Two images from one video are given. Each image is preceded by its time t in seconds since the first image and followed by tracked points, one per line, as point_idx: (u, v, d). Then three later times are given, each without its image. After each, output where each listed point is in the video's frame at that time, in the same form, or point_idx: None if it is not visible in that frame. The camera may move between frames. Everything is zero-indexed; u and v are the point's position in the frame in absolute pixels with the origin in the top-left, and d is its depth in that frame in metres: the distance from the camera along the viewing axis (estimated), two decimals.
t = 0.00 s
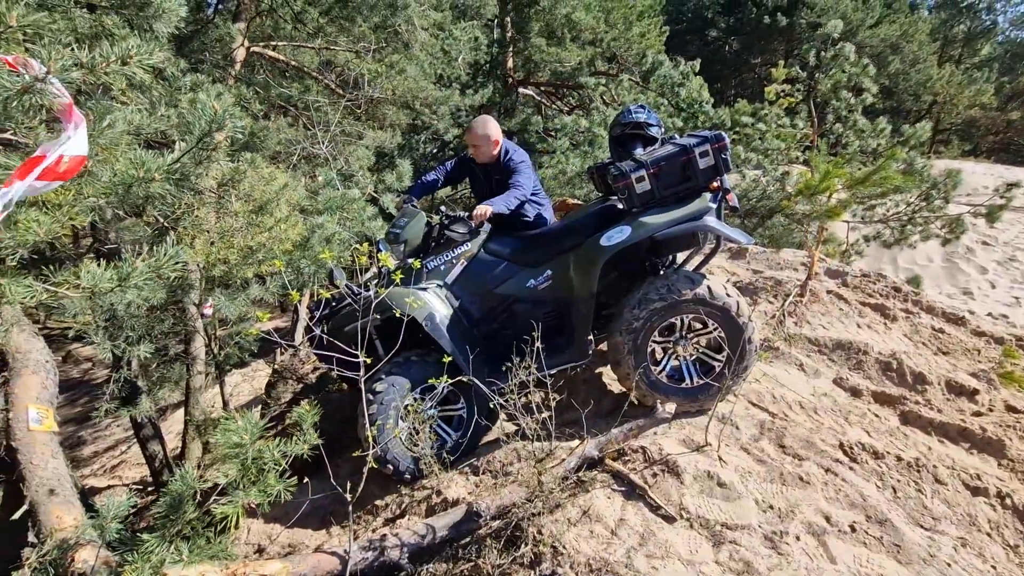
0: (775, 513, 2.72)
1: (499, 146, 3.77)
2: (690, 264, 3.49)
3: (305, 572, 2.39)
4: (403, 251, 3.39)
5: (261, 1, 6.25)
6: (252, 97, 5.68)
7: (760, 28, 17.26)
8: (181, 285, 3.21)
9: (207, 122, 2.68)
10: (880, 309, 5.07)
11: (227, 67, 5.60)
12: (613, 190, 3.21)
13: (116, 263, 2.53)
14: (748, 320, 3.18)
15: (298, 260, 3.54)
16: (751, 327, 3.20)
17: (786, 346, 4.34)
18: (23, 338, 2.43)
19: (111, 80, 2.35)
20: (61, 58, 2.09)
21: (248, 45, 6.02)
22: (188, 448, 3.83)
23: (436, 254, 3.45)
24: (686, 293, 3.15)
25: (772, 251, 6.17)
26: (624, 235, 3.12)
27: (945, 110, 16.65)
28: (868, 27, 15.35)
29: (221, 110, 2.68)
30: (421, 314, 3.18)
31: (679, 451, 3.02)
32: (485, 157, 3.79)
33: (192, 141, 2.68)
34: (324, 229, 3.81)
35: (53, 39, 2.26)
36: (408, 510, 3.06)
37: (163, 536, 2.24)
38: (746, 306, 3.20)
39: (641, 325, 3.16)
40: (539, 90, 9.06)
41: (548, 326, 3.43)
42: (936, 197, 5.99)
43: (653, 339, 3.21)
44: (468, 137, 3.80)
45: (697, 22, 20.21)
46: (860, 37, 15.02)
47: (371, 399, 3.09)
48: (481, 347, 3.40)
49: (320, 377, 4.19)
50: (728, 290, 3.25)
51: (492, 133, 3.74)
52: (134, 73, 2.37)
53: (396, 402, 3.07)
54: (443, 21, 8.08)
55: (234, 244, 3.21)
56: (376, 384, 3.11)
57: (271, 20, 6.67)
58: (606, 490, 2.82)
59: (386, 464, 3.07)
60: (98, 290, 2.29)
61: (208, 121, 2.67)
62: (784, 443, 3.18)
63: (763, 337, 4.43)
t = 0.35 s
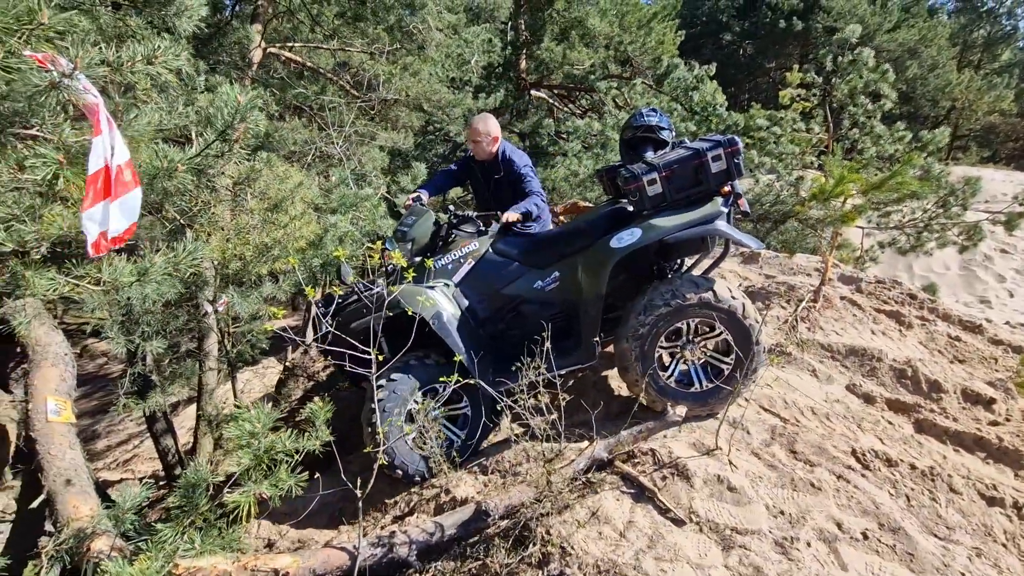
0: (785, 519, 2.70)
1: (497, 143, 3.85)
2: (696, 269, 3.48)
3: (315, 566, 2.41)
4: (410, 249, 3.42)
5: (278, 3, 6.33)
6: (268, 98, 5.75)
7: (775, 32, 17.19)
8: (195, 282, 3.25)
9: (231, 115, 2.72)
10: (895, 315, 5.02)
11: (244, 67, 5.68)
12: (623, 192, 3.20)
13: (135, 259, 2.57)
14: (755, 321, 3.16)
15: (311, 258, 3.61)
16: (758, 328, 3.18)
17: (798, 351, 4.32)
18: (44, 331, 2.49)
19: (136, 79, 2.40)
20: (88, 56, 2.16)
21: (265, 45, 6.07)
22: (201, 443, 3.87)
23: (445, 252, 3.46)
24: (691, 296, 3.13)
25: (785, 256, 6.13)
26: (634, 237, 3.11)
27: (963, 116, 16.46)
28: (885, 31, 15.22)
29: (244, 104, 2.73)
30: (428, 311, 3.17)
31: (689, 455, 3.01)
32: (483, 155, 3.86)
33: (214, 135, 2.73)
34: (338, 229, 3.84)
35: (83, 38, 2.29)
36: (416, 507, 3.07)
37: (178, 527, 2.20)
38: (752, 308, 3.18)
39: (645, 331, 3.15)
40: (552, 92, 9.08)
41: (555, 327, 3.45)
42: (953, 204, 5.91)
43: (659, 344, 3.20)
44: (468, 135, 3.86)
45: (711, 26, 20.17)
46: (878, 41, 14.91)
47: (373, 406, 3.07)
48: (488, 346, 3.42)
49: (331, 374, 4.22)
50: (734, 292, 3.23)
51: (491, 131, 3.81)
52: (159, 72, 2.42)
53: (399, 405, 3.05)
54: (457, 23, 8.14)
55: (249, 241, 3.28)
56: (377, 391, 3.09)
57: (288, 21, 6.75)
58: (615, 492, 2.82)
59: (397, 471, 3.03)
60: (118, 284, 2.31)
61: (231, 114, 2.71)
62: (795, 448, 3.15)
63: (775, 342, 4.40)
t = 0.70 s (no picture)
0: (796, 524, 2.67)
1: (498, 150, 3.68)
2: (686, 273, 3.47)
3: (324, 561, 2.40)
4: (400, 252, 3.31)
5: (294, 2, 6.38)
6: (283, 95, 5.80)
7: (790, 36, 17.11)
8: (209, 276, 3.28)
9: (250, 112, 2.74)
10: (910, 322, 4.96)
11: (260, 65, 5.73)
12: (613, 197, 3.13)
13: (152, 251, 2.59)
14: (738, 315, 3.12)
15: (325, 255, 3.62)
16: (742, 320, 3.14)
17: (811, 356, 4.29)
18: (61, 323, 2.55)
19: (159, 70, 2.40)
20: (113, 49, 2.19)
21: (281, 44, 6.12)
22: (211, 437, 3.90)
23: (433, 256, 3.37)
24: (660, 305, 3.07)
25: (798, 260, 6.08)
26: (625, 241, 3.07)
27: (982, 121, 16.26)
28: (903, 35, 15.06)
29: (264, 102, 2.75)
30: (416, 314, 3.10)
31: (699, 457, 2.98)
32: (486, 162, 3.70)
33: (233, 132, 2.77)
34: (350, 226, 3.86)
35: (105, 31, 2.29)
36: (425, 504, 3.07)
37: (190, 518, 2.22)
38: (728, 301, 3.13)
39: (625, 352, 3.10)
40: (565, 93, 9.09)
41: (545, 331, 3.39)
42: (971, 210, 5.84)
43: (646, 359, 3.16)
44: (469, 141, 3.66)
45: (726, 29, 20.10)
46: (895, 45, 14.76)
47: (358, 433, 2.97)
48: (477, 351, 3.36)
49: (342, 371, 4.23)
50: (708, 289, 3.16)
51: (493, 137, 3.64)
52: (181, 64, 2.43)
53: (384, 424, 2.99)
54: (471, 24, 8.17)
55: (264, 236, 3.30)
56: (359, 415, 2.99)
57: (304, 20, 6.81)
58: (624, 493, 2.80)
59: (403, 485, 3.05)
60: (137, 277, 2.34)
61: (251, 111, 2.74)
62: (807, 454, 3.12)
63: (787, 346, 4.37)
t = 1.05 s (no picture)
0: (802, 524, 2.66)
1: (488, 148, 3.59)
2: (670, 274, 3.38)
3: (329, 553, 2.42)
4: (381, 256, 3.23)
5: None
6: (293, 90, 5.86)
7: (802, 33, 17.04)
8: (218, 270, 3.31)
9: (256, 107, 2.75)
10: (921, 323, 4.92)
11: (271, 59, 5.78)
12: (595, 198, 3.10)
13: (164, 244, 2.61)
14: (705, 306, 2.99)
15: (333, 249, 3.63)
16: (711, 308, 3.01)
17: (819, 356, 4.26)
18: (72, 315, 2.58)
19: (168, 61, 2.39)
20: (127, 41, 2.21)
21: (290, 38, 6.13)
22: (220, 429, 3.93)
23: (413, 261, 3.28)
24: (625, 317, 2.96)
25: (808, 259, 6.05)
26: (607, 243, 2.99)
27: (998, 120, 16.07)
28: (917, 32, 14.93)
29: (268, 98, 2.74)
30: (399, 323, 3.03)
31: (705, 456, 2.98)
32: (475, 161, 3.61)
33: (239, 127, 2.79)
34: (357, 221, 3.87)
35: (115, 22, 2.27)
36: (430, 499, 3.09)
37: (197, 509, 2.25)
38: (691, 293, 2.99)
39: (603, 372, 3.02)
40: (574, 90, 9.08)
41: (530, 332, 3.38)
42: (985, 211, 5.77)
43: (632, 371, 3.07)
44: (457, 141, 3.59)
45: (736, 25, 19.97)
46: (909, 43, 14.62)
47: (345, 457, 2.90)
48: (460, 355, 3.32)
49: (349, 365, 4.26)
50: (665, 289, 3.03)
51: (481, 135, 3.55)
52: (190, 54, 2.40)
53: (366, 440, 2.92)
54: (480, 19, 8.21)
55: (273, 230, 3.32)
56: (343, 438, 2.87)
57: (314, 15, 6.86)
58: (629, 491, 2.80)
59: (405, 488, 3.03)
60: (147, 269, 2.35)
61: (256, 106, 2.75)
62: (814, 454, 3.11)
63: (795, 345, 4.35)
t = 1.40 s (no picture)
0: (812, 527, 2.64)
1: (479, 146, 3.55)
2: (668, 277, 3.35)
3: (338, 549, 2.42)
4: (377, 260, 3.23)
5: None
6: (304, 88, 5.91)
7: (813, 32, 16.94)
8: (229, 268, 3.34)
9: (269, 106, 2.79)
10: (933, 325, 4.87)
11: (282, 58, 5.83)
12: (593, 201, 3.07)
13: (177, 241, 2.62)
14: (691, 305, 2.98)
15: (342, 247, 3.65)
16: (698, 306, 2.99)
17: (830, 357, 4.24)
18: (86, 311, 2.61)
19: (182, 62, 2.39)
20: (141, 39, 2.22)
21: (300, 37, 6.15)
22: (229, 425, 3.96)
23: (410, 264, 3.28)
24: (615, 329, 2.98)
25: (818, 260, 6.01)
26: (604, 247, 2.98)
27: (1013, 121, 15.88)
28: (931, 31, 14.79)
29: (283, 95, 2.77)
30: (395, 327, 3.03)
31: (714, 458, 2.96)
32: (466, 159, 3.57)
33: (253, 126, 2.83)
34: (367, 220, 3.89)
35: (128, 21, 2.27)
36: (438, 498, 3.09)
37: (207, 504, 2.28)
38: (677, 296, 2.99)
39: (601, 385, 3.05)
40: (583, 89, 9.06)
41: (526, 335, 3.36)
42: (999, 213, 5.71)
43: (632, 380, 3.08)
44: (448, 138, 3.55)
45: (747, 25, 19.86)
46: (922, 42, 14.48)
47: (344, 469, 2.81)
48: (457, 358, 3.32)
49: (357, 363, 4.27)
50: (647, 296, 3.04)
51: (472, 133, 3.51)
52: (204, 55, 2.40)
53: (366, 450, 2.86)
54: (490, 17, 8.23)
55: (283, 228, 3.34)
56: (342, 464, 2.81)
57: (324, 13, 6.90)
58: (637, 492, 2.79)
59: (410, 493, 3.08)
60: (159, 266, 2.37)
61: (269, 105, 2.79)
62: (824, 457, 3.09)
63: (805, 347, 4.32)
